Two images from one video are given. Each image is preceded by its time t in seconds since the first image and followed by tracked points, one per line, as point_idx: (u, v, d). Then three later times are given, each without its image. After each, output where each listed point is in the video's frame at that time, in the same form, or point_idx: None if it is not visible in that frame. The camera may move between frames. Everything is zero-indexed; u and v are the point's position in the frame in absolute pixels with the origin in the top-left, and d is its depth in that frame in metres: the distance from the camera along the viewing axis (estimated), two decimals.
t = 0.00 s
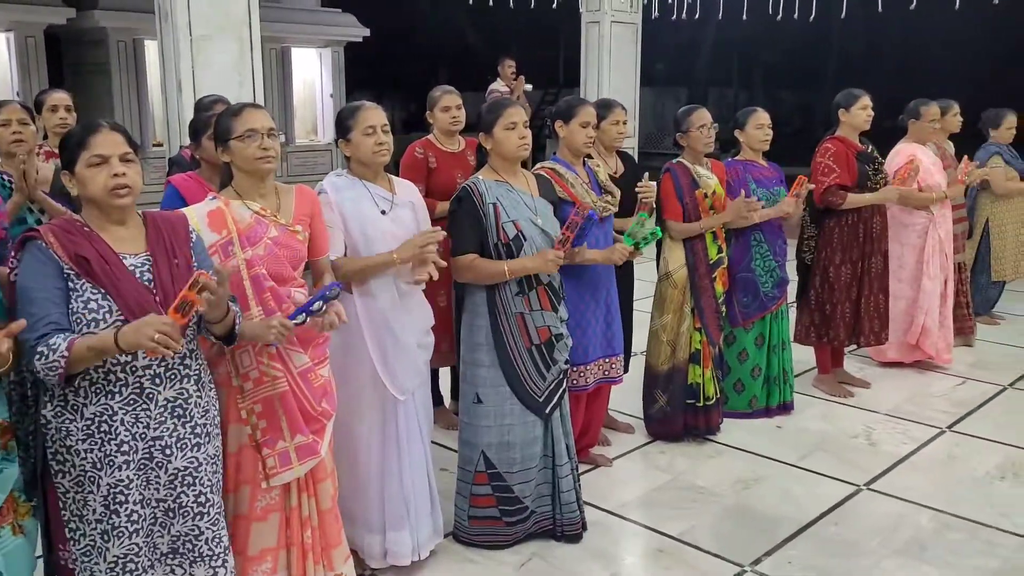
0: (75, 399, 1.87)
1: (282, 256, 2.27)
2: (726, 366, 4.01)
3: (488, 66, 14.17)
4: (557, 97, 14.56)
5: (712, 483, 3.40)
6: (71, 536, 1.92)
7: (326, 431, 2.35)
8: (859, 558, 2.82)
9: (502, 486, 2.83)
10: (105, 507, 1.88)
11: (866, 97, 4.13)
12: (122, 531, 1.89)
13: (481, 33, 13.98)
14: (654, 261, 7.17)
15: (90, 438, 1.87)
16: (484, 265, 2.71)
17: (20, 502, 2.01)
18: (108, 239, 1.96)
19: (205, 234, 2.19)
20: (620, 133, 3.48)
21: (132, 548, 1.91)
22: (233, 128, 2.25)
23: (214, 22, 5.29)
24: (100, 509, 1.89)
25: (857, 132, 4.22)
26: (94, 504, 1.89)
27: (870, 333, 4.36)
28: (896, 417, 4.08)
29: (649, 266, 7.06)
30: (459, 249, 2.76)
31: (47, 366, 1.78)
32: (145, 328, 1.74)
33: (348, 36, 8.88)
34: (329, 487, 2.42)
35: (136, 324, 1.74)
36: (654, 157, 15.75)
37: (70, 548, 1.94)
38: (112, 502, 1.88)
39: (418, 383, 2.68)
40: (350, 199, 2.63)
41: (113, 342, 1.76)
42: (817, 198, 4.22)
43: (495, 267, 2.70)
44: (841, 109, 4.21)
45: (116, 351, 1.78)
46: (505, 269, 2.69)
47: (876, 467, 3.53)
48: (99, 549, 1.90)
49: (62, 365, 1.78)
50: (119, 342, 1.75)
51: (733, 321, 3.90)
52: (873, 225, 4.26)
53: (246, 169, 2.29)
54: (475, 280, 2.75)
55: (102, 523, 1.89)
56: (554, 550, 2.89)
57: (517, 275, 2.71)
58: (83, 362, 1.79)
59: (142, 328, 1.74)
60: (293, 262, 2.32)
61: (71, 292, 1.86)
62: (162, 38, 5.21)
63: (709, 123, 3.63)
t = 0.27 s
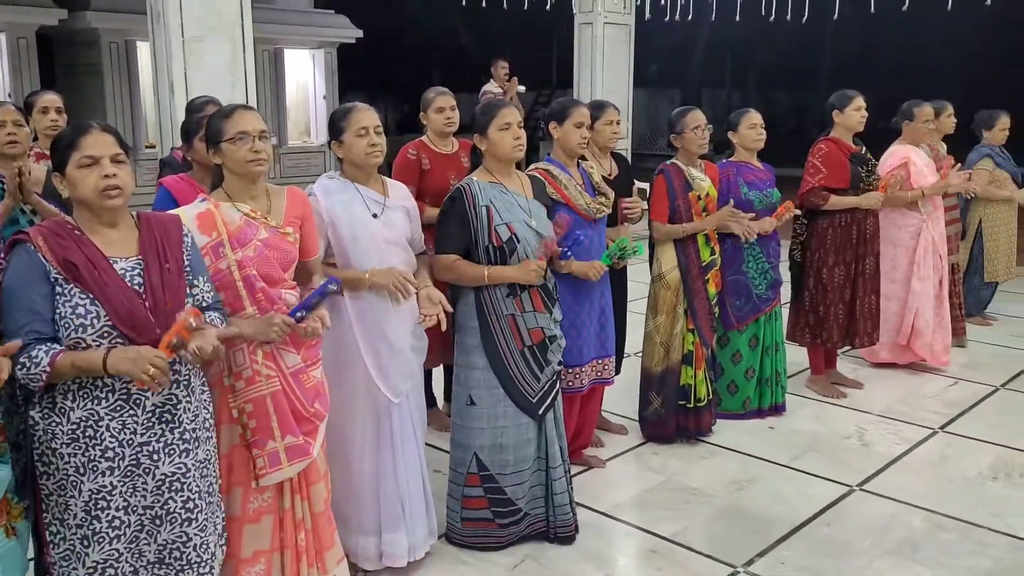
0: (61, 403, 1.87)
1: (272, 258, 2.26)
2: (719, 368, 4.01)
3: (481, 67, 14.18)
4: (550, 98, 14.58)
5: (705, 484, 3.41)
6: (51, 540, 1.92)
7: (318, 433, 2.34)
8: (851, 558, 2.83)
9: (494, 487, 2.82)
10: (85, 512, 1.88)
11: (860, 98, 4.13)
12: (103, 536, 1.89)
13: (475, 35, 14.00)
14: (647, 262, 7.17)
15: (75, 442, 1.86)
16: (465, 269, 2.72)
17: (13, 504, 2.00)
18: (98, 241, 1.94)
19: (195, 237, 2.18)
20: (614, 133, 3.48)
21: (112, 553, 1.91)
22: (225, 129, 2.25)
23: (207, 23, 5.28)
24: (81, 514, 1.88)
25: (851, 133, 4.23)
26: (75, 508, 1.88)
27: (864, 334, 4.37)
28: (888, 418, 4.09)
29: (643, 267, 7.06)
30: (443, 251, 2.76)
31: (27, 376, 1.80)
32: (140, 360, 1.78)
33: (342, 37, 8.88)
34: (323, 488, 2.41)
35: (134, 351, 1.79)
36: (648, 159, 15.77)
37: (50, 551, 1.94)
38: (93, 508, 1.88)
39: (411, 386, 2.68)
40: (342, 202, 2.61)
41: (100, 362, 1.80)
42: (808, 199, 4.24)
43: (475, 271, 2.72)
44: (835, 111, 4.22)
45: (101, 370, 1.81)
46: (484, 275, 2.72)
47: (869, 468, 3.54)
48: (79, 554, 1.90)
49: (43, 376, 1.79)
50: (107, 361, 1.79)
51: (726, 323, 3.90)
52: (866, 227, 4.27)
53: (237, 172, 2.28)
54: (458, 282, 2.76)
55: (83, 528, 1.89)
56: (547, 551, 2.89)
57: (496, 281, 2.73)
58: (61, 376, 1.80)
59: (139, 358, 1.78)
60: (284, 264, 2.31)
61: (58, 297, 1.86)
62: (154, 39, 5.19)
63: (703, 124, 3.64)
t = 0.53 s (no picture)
0: (59, 403, 1.86)
1: (268, 259, 2.26)
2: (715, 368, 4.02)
3: (477, 68, 14.18)
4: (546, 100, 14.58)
5: (701, 485, 3.41)
6: (51, 543, 1.91)
7: (314, 434, 2.33)
8: (847, 559, 2.83)
9: (489, 490, 2.82)
10: (85, 512, 1.88)
11: (852, 99, 4.15)
12: (103, 536, 1.89)
13: (470, 36, 13.99)
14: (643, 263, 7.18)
15: (74, 442, 1.86)
16: (471, 266, 2.71)
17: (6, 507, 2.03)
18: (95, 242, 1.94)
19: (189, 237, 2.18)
20: (608, 135, 3.48)
21: (112, 554, 1.90)
22: (219, 130, 2.24)
23: (202, 24, 5.27)
24: (80, 514, 1.88)
25: (843, 133, 4.24)
26: (75, 508, 1.88)
27: (860, 333, 4.37)
28: (884, 418, 4.09)
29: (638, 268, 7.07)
30: (445, 251, 2.75)
31: (36, 363, 1.77)
32: (122, 286, 1.71)
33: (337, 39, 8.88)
34: (317, 490, 2.40)
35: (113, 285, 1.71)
36: (643, 160, 15.78)
37: (49, 553, 1.93)
38: (93, 507, 1.87)
39: (407, 387, 2.67)
40: (337, 204, 2.62)
41: (99, 317, 1.74)
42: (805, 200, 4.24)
43: (482, 266, 2.70)
44: (827, 112, 4.23)
45: (105, 326, 1.75)
46: (492, 268, 2.70)
47: (865, 468, 3.54)
48: (80, 555, 1.89)
49: (50, 357, 1.76)
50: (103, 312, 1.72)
51: (721, 323, 3.89)
52: (861, 226, 4.27)
53: (231, 173, 2.28)
54: (462, 282, 2.75)
55: (83, 528, 1.88)
56: (543, 553, 2.89)
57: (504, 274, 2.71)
58: (69, 349, 1.77)
59: (119, 288, 1.71)
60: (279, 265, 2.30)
61: (58, 296, 1.85)
62: (149, 41, 5.19)
63: (698, 124, 3.64)
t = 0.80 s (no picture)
0: (51, 406, 1.85)
1: (264, 260, 2.25)
2: (712, 368, 4.02)
3: (472, 69, 14.18)
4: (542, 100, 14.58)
5: (698, 485, 3.41)
6: (42, 544, 1.90)
7: (310, 435, 2.32)
8: (844, 558, 2.83)
9: (485, 491, 2.82)
10: (76, 516, 1.87)
11: (848, 99, 4.15)
12: (93, 541, 1.87)
13: (466, 36, 13.99)
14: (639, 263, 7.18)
15: (65, 446, 1.85)
16: (458, 270, 2.71)
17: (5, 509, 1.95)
18: (88, 244, 1.93)
19: (186, 239, 2.16)
20: (605, 136, 3.48)
21: (101, 558, 1.89)
22: (216, 131, 2.24)
23: (197, 25, 5.27)
24: (71, 518, 1.87)
25: (840, 134, 4.24)
26: (66, 512, 1.87)
27: (851, 332, 4.36)
28: (880, 418, 4.10)
29: (635, 268, 7.07)
30: (438, 253, 2.75)
31: (15, 378, 1.78)
32: (121, 345, 1.76)
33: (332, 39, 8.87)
34: (316, 492, 2.40)
35: (115, 339, 1.76)
36: (639, 160, 15.79)
37: (41, 553, 1.92)
38: (83, 511, 1.86)
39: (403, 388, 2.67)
40: (334, 204, 2.61)
41: (86, 359, 1.77)
42: (800, 200, 4.25)
43: (469, 271, 2.70)
44: (823, 112, 4.23)
45: (88, 368, 1.78)
46: (478, 274, 2.69)
47: (861, 468, 3.54)
48: (70, 558, 1.88)
49: (31, 377, 1.77)
50: (92, 357, 1.77)
51: (718, 323, 3.89)
52: (857, 226, 4.28)
53: (229, 174, 2.27)
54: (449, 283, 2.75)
55: (73, 532, 1.87)
56: (540, 554, 2.88)
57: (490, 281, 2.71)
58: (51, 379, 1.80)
59: (120, 343, 1.76)
60: (275, 266, 2.30)
61: (48, 299, 1.84)
62: (145, 42, 5.18)
63: (693, 125, 3.65)
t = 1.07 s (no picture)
0: (45, 404, 1.84)
1: (260, 259, 2.25)
2: (709, 368, 4.03)
3: (470, 69, 14.19)
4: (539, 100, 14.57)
5: (694, 485, 3.41)
6: (37, 542, 1.91)
7: (305, 435, 2.32)
8: (840, 558, 2.83)
9: (483, 491, 2.82)
10: (71, 514, 1.87)
11: (843, 99, 4.16)
12: (88, 539, 1.88)
13: (464, 36, 13.99)
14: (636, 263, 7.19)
15: (60, 444, 1.85)
16: (457, 267, 2.71)
17: None
18: (84, 243, 1.93)
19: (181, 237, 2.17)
20: (603, 136, 3.48)
21: (96, 556, 1.89)
22: (211, 130, 2.23)
23: (194, 25, 5.26)
24: (66, 516, 1.87)
25: (836, 134, 4.25)
26: (61, 510, 1.87)
27: (850, 331, 4.38)
28: (877, 418, 4.11)
29: (632, 268, 7.08)
30: (435, 251, 2.74)
31: (17, 368, 1.76)
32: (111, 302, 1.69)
33: (330, 39, 8.86)
34: (311, 493, 2.40)
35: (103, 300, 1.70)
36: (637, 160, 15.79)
37: (36, 553, 1.93)
38: (78, 509, 1.87)
39: (400, 388, 2.66)
40: (331, 203, 2.61)
41: (82, 329, 1.73)
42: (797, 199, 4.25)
43: (468, 268, 2.70)
44: (819, 112, 4.25)
45: (86, 338, 1.74)
46: (477, 271, 2.69)
47: (858, 468, 3.55)
48: (65, 556, 1.89)
49: (31, 363, 1.75)
50: (86, 325, 1.72)
51: (715, 323, 3.91)
52: (853, 225, 4.28)
53: (224, 175, 2.27)
54: (447, 281, 2.75)
55: (68, 531, 1.88)
56: (537, 553, 2.88)
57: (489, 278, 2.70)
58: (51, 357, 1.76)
59: (109, 302, 1.69)
60: (271, 264, 2.30)
61: (44, 298, 1.84)
62: (142, 41, 5.18)
63: (690, 126, 3.65)
